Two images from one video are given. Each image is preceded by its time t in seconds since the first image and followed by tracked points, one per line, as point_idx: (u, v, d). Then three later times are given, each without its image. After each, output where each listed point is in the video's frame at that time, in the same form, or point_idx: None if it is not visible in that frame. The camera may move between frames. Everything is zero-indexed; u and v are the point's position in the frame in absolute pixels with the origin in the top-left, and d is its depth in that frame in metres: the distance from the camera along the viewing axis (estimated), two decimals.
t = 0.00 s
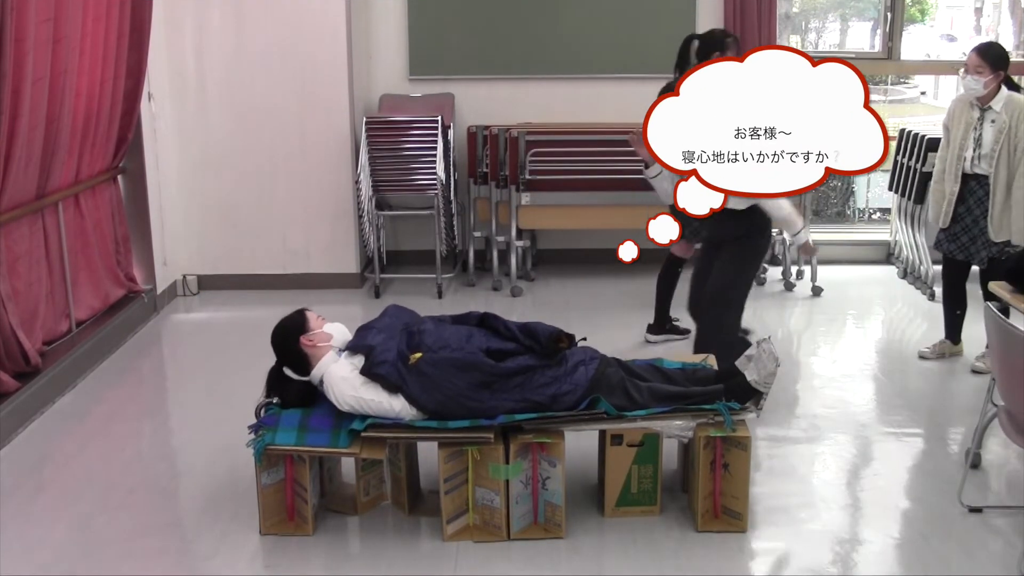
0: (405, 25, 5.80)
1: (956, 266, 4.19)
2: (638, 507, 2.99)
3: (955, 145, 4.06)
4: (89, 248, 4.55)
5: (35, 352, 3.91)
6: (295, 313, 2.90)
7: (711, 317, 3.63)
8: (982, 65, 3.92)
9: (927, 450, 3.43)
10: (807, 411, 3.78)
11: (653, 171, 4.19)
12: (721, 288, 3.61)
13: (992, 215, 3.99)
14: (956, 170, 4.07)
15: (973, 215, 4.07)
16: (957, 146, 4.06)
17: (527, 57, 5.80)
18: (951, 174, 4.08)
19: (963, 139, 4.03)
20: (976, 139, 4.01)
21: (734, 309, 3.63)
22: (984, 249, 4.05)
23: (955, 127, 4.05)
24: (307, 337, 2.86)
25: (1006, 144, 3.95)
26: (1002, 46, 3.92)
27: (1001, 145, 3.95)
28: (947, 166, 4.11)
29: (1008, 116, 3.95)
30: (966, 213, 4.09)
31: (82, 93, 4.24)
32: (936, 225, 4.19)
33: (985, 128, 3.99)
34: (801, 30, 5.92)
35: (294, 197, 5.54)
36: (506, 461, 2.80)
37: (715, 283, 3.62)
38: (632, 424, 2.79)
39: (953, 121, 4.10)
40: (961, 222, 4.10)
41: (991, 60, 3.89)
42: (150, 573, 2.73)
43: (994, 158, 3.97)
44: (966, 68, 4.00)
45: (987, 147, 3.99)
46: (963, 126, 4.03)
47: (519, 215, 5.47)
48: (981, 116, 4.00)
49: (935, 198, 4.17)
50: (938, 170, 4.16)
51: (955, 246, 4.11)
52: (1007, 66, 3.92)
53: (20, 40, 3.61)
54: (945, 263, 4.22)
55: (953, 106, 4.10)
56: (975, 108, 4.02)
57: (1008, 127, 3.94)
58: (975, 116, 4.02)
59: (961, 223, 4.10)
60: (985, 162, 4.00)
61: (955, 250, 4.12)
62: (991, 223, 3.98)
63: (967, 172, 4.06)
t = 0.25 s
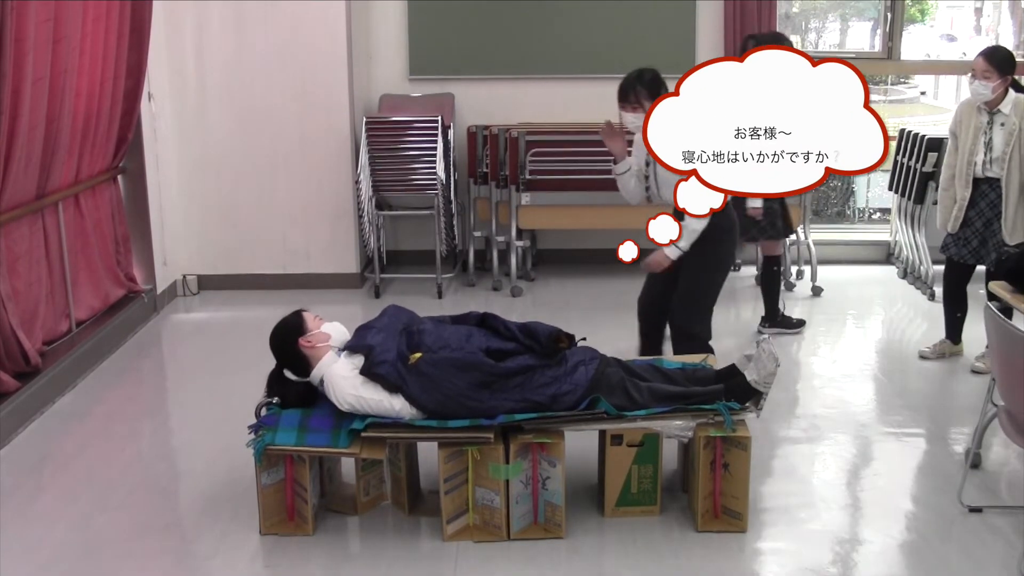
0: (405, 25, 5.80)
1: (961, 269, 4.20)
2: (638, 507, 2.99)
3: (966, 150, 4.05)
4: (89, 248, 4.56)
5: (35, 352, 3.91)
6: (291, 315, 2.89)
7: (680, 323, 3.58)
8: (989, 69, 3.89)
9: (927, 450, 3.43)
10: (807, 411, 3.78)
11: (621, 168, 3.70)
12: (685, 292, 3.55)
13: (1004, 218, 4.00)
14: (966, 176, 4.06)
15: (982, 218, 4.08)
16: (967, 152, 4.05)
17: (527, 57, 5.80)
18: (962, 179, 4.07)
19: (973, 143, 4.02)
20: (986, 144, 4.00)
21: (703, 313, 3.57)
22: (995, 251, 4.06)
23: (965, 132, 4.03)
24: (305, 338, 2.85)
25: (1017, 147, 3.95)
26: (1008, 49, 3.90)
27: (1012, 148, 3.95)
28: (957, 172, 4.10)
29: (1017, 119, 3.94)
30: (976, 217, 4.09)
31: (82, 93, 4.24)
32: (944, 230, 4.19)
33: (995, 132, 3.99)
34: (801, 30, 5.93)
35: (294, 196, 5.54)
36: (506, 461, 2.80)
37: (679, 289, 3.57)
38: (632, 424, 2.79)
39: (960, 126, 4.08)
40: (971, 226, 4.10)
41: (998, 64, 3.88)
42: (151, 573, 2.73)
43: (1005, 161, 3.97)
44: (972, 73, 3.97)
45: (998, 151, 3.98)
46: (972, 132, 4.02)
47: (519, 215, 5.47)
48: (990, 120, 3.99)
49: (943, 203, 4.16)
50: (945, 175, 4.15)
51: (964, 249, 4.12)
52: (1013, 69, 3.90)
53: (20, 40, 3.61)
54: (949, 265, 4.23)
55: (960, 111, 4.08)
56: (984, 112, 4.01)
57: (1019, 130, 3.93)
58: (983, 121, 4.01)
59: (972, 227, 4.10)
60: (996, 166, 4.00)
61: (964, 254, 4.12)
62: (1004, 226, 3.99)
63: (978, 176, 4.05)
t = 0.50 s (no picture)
0: (405, 25, 5.80)
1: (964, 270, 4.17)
2: (638, 508, 2.99)
3: (969, 149, 4.05)
4: (89, 248, 4.55)
5: (35, 352, 3.91)
6: (291, 311, 2.89)
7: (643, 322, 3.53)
8: (991, 69, 3.91)
9: (927, 450, 3.43)
10: (807, 411, 3.78)
11: (584, 163, 3.58)
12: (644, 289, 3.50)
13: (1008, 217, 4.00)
14: (969, 175, 4.06)
15: (986, 217, 4.07)
16: (971, 150, 4.05)
17: (527, 57, 5.80)
18: (964, 177, 4.07)
19: (977, 142, 4.02)
20: (989, 143, 4.00)
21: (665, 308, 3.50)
22: (997, 250, 4.06)
23: (968, 132, 4.03)
24: (306, 336, 2.86)
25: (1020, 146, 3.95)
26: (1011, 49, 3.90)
27: (1016, 147, 3.95)
28: (959, 172, 4.10)
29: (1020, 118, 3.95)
30: (979, 217, 4.08)
31: (82, 93, 4.24)
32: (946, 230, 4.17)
33: (998, 131, 3.98)
34: (801, 30, 5.92)
35: (294, 196, 5.54)
36: (506, 461, 2.80)
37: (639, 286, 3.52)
38: (632, 424, 2.79)
39: (963, 126, 4.08)
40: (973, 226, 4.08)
41: (1001, 64, 3.89)
42: (151, 573, 2.73)
43: (1009, 160, 3.97)
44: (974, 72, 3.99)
45: (1001, 150, 3.98)
46: (975, 131, 4.02)
47: (519, 215, 5.47)
48: (993, 119, 3.99)
49: (946, 202, 4.15)
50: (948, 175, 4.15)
51: (966, 249, 4.10)
52: (1016, 68, 3.92)
53: (20, 40, 3.61)
54: (952, 266, 4.20)
55: (963, 111, 4.08)
56: (987, 112, 4.01)
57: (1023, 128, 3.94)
58: (986, 120, 4.01)
59: (974, 226, 4.08)
60: (999, 165, 4.00)
61: (967, 254, 4.11)
62: (1008, 225, 3.98)
63: (981, 176, 4.05)
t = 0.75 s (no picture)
0: (405, 25, 5.80)
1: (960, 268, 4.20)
2: (638, 507, 2.99)
3: (964, 149, 4.06)
4: (89, 248, 4.55)
5: (35, 353, 3.91)
6: (295, 310, 2.86)
7: (615, 316, 3.52)
8: (988, 69, 3.90)
9: (927, 450, 3.43)
10: (807, 411, 3.78)
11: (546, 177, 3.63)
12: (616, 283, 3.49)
13: (1000, 215, 3.97)
14: (963, 174, 4.07)
15: (979, 216, 4.08)
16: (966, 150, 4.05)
17: (527, 57, 5.80)
18: (958, 177, 4.09)
19: (972, 142, 4.03)
20: (984, 143, 4.00)
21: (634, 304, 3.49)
22: (990, 249, 4.05)
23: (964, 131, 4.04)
24: (311, 341, 2.84)
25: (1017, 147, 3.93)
26: (1009, 50, 3.90)
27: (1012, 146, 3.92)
28: (954, 171, 4.11)
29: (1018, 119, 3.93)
30: (972, 216, 4.10)
31: (82, 93, 4.24)
32: (938, 228, 4.21)
33: (994, 131, 3.98)
34: (801, 30, 5.92)
35: (294, 196, 5.54)
36: (506, 461, 2.80)
37: (612, 280, 3.52)
38: (632, 424, 2.79)
39: (960, 125, 4.09)
40: (967, 224, 4.10)
41: (997, 64, 3.89)
42: (151, 573, 2.73)
43: (1004, 160, 3.96)
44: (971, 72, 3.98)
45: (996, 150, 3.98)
46: (971, 132, 4.03)
47: (519, 215, 5.47)
48: (990, 119, 4.00)
49: (937, 199, 4.18)
50: (941, 172, 4.16)
51: (958, 247, 4.12)
52: (1013, 69, 3.92)
53: (20, 40, 3.61)
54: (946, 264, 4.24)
55: (959, 109, 4.09)
56: (983, 112, 4.02)
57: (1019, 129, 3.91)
58: (983, 120, 4.02)
59: (966, 224, 4.11)
60: (995, 165, 3.99)
61: (959, 251, 4.12)
62: (999, 224, 3.97)
63: (975, 175, 4.06)
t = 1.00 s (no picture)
0: (405, 25, 5.80)
1: (958, 267, 4.20)
2: (638, 507, 2.99)
3: (955, 147, 4.04)
4: (89, 248, 4.55)
5: (35, 352, 3.91)
6: (292, 317, 2.86)
7: (610, 317, 3.54)
8: (978, 69, 3.91)
9: (927, 450, 3.43)
10: (807, 411, 3.78)
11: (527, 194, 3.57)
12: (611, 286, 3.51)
13: (994, 212, 4.00)
14: (955, 173, 4.06)
15: (970, 213, 4.08)
16: (957, 148, 4.03)
17: (527, 57, 5.80)
18: (949, 175, 4.07)
19: (964, 140, 4.01)
20: (976, 141, 4.00)
21: (629, 306, 3.51)
22: (983, 246, 4.07)
23: (955, 130, 4.01)
24: (307, 349, 2.84)
25: (1010, 146, 3.94)
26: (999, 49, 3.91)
27: (1005, 144, 3.94)
28: (945, 168, 4.09)
29: (1010, 117, 3.94)
30: (962, 213, 4.10)
31: (82, 93, 4.24)
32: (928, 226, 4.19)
33: (986, 129, 3.98)
34: (801, 30, 5.92)
35: (294, 197, 5.54)
36: (506, 461, 2.80)
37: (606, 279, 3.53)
38: (632, 424, 2.80)
39: (949, 121, 4.05)
40: (958, 221, 4.11)
41: (988, 64, 3.89)
42: (151, 573, 2.73)
43: (997, 159, 3.97)
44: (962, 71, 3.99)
45: (988, 148, 3.99)
46: (964, 129, 4.00)
47: (518, 215, 5.47)
48: (982, 117, 3.98)
49: (926, 196, 4.16)
50: (931, 170, 4.14)
51: (949, 245, 4.14)
52: (1004, 68, 3.92)
53: (20, 40, 3.61)
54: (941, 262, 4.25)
55: (948, 106, 4.06)
56: (974, 109, 3.99)
57: (1011, 127, 3.93)
58: (974, 117, 3.99)
59: (957, 223, 4.11)
60: (987, 163, 4.00)
61: (950, 249, 4.14)
62: (993, 221, 3.98)
63: (966, 172, 4.05)
